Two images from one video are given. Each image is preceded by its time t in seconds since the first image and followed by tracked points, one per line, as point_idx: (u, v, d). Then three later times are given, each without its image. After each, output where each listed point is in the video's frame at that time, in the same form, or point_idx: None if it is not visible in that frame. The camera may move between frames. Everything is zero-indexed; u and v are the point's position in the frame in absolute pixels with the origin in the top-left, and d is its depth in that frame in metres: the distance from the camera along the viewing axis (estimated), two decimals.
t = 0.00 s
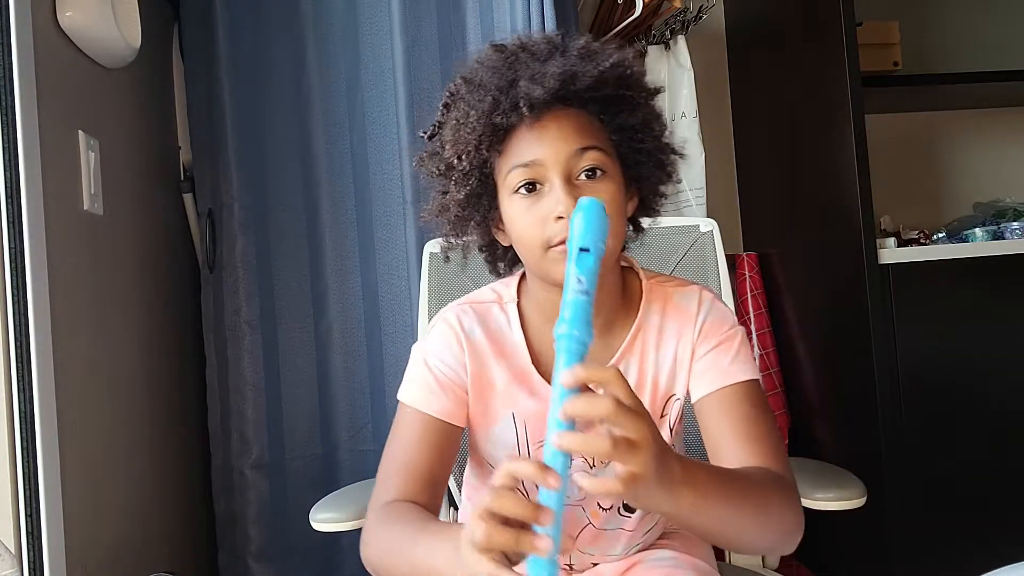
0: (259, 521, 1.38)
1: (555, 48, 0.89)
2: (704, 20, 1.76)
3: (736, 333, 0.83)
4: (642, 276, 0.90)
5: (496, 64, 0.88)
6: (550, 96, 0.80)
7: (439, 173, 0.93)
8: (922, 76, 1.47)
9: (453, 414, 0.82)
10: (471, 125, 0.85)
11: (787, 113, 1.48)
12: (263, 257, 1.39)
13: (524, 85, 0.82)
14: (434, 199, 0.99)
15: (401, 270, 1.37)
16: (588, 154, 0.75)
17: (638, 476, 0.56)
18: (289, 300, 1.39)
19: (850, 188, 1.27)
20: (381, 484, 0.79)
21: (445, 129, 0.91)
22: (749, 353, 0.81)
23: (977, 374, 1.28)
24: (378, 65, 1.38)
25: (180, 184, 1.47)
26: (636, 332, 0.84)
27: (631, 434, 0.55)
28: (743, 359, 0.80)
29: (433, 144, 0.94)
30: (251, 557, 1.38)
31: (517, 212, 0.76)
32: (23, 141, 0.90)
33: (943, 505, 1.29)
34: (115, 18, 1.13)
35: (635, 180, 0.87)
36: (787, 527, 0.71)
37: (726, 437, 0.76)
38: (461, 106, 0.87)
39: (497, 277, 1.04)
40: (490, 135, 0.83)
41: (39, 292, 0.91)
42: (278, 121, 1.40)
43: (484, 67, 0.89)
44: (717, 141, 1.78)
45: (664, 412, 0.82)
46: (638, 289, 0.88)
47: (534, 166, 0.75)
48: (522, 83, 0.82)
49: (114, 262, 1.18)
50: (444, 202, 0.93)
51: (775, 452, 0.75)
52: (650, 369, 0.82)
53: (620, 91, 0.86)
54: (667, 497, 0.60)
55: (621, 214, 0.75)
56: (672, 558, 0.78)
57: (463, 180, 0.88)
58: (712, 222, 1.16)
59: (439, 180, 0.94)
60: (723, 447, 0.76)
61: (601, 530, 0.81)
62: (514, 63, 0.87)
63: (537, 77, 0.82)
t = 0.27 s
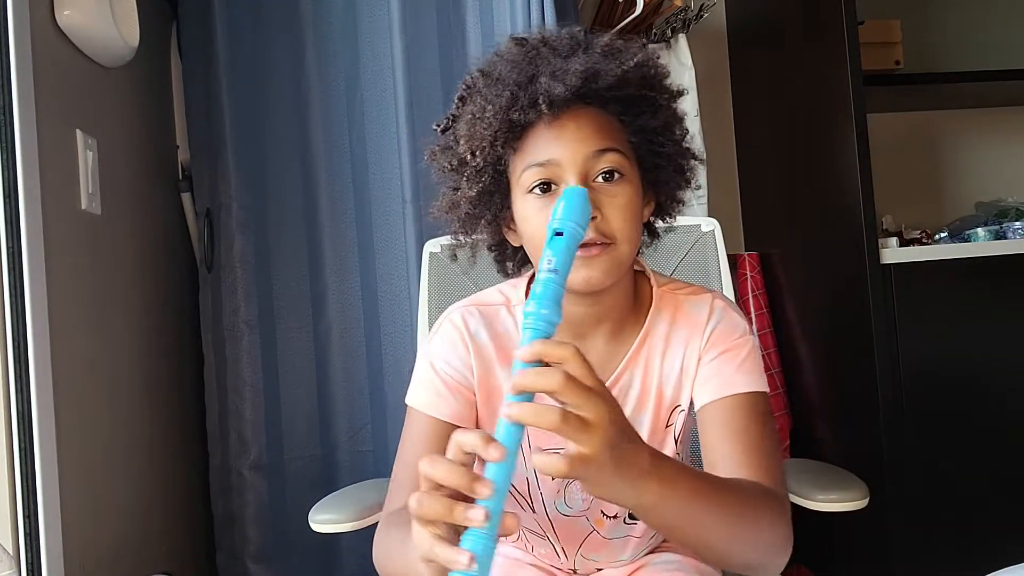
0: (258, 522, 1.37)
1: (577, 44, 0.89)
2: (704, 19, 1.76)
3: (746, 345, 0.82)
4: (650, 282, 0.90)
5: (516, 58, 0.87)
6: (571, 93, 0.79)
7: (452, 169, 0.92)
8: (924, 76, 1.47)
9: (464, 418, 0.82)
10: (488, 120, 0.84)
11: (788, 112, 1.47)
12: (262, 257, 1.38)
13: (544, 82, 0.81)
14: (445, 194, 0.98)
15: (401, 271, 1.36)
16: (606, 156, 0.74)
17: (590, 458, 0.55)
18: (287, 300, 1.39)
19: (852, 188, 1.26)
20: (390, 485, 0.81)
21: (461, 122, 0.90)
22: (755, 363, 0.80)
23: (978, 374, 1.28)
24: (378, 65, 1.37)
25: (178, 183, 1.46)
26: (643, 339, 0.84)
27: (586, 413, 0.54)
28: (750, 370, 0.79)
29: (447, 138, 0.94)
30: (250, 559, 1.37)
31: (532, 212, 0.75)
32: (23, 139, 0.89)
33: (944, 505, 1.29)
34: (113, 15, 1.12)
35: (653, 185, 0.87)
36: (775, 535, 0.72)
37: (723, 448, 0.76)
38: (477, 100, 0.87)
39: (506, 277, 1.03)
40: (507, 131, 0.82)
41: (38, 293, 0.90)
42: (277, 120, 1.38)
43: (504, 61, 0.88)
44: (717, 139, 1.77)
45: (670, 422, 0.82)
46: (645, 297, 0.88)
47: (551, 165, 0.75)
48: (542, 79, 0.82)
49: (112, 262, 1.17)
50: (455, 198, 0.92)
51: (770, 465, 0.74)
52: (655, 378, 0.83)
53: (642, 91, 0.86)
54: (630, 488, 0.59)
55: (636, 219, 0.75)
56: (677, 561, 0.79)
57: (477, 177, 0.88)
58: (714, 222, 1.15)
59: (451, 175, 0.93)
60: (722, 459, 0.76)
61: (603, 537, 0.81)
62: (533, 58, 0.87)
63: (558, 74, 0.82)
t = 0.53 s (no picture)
0: (258, 522, 1.37)
1: (588, 44, 0.89)
2: (704, 19, 1.76)
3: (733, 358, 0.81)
4: (647, 288, 0.91)
5: (527, 52, 0.88)
6: (579, 89, 0.80)
7: (455, 160, 0.92)
8: (924, 76, 1.47)
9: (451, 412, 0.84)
10: (493, 112, 0.84)
11: (788, 112, 1.47)
12: (263, 257, 1.38)
13: (551, 78, 0.81)
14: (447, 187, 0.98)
15: (402, 272, 1.36)
16: (609, 156, 0.75)
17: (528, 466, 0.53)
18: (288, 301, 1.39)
19: (852, 188, 1.26)
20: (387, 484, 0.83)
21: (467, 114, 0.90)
22: (742, 379, 0.79)
23: (978, 374, 1.28)
24: (378, 65, 1.37)
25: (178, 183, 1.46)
26: (634, 342, 0.85)
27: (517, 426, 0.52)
28: (732, 382, 0.78)
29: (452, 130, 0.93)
30: (250, 559, 1.37)
31: (532, 206, 0.76)
32: (23, 139, 0.89)
33: (944, 505, 1.29)
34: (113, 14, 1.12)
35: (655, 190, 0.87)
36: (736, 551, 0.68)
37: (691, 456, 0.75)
38: (485, 92, 0.87)
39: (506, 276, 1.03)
40: (512, 124, 0.82)
41: (38, 294, 0.90)
42: (277, 120, 1.39)
43: (513, 55, 0.88)
44: (717, 140, 1.77)
45: (657, 429, 0.83)
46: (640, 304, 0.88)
47: (554, 162, 0.76)
48: (551, 75, 0.82)
49: (112, 262, 1.17)
50: (456, 190, 0.92)
51: (739, 476, 0.72)
52: (642, 384, 0.83)
53: (649, 94, 0.86)
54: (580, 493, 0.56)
55: (635, 220, 0.75)
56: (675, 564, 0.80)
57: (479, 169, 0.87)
58: (714, 221, 1.15)
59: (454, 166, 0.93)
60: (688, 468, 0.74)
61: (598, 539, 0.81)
62: (545, 53, 0.87)
63: (568, 70, 0.82)
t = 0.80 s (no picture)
0: (258, 522, 1.37)
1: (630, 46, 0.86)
2: (704, 19, 1.76)
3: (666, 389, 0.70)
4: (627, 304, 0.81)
5: (570, 43, 0.84)
6: (617, 90, 0.77)
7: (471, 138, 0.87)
8: (924, 76, 1.47)
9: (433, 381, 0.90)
10: (525, 95, 0.80)
11: (788, 112, 1.47)
12: (262, 258, 1.39)
13: (591, 74, 0.78)
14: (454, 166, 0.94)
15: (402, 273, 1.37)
16: (627, 164, 0.75)
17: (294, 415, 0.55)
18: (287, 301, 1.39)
19: (852, 188, 1.26)
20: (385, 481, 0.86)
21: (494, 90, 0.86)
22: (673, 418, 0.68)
23: (978, 374, 1.28)
24: (378, 65, 1.36)
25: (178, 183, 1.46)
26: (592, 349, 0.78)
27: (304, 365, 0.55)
28: (651, 413, 0.68)
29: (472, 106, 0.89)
30: (250, 559, 1.37)
31: (543, 198, 0.76)
32: (23, 139, 0.89)
33: (943, 505, 1.29)
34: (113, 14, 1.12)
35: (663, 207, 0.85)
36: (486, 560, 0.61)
37: (559, 455, 0.66)
38: (519, 74, 0.83)
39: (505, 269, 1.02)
40: (539, 110, 0.79)
41: (38, 294, 0.90)
42: (277, 120, 1.38)
43: (556, 46, 0.84)
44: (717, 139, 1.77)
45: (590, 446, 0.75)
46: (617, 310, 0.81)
47: (571, 157, 0.75)
48: (591, 70, 0.79)
49: (112, 262, 1.17)
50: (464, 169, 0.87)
51: (587, 494, 0.64)
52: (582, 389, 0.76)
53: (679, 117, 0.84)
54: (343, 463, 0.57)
55: (643, 231, 0.75)
56: (666, 565, 0.77)
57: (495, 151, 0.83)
58: (718, 220, 1.15)
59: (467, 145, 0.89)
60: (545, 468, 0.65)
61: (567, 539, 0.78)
62: (590, 44, 0.84)
63: (610, 70, 0.79)
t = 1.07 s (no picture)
0: (258, 522, 1.37)
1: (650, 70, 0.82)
2: (705, 19, 1.76)
3: (603, 394, 0.68)
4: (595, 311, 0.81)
5: (594, 59, 0.79)
6: (634, 126, 0.75)
7: (474, 141, 0.86)
8: (924, 76, 1.47)
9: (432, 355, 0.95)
10: (538, 117, 0.77)
11: (788, 112, 1.47)
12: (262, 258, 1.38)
13: (609, 104, 0.75)
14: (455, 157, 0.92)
15: (401, 272, 1.37)
16: (629, 197, 0.75)
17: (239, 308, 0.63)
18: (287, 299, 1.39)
19: (852, 188, 1.26)
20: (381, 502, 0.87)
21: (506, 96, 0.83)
22: (608, 412, 0.67)
23: (978, 374, 1.28)
24: (378, 64, 1.37)
25: (179, 183, 1.46)
26: (547, 354, 0.80)
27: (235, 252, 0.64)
28: (584, 408, 0.66)
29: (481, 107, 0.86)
30: (250, 559, 1.37)
31: (542, 218, 0.76)
32: (22, 138, 0.89)
33: (944, 504, 1.29)
34: (114, 14, 1.12)
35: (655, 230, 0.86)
36: (394, 503, 0.60)
37: (489, 430, 0.64)
38: (533, 89, 0.79)
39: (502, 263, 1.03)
40: (548, 134, 0.76)
41: (38, 294, 0.90)
42: (277, 120, 1.38)
43: (578, 59, 0.79)
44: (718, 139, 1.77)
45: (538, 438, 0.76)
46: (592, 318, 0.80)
47: (574, 181, 0.75)
48: (610, 101, 0.76)
49: (112, 262, 1.17)
50: (465, 171, 0.88)
51: (499, 485, 0.62)
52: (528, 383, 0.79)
53: (688, 145, 0.83)
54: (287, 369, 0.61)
55: (635, 260, 0.77)
56: (647, 567, 0.80)
57: (500, 165, 0.82)
58: (733, 219, 1.14)
59: (470, 146, 0.87)
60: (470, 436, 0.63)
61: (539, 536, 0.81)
62: (614, 63, 0.79)
63: (630, 104, 0.76)
